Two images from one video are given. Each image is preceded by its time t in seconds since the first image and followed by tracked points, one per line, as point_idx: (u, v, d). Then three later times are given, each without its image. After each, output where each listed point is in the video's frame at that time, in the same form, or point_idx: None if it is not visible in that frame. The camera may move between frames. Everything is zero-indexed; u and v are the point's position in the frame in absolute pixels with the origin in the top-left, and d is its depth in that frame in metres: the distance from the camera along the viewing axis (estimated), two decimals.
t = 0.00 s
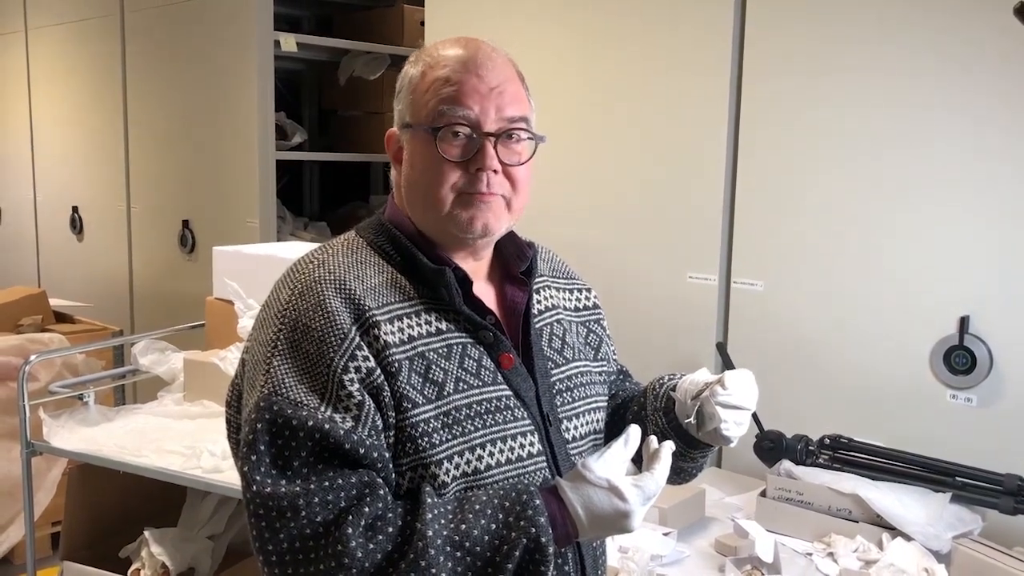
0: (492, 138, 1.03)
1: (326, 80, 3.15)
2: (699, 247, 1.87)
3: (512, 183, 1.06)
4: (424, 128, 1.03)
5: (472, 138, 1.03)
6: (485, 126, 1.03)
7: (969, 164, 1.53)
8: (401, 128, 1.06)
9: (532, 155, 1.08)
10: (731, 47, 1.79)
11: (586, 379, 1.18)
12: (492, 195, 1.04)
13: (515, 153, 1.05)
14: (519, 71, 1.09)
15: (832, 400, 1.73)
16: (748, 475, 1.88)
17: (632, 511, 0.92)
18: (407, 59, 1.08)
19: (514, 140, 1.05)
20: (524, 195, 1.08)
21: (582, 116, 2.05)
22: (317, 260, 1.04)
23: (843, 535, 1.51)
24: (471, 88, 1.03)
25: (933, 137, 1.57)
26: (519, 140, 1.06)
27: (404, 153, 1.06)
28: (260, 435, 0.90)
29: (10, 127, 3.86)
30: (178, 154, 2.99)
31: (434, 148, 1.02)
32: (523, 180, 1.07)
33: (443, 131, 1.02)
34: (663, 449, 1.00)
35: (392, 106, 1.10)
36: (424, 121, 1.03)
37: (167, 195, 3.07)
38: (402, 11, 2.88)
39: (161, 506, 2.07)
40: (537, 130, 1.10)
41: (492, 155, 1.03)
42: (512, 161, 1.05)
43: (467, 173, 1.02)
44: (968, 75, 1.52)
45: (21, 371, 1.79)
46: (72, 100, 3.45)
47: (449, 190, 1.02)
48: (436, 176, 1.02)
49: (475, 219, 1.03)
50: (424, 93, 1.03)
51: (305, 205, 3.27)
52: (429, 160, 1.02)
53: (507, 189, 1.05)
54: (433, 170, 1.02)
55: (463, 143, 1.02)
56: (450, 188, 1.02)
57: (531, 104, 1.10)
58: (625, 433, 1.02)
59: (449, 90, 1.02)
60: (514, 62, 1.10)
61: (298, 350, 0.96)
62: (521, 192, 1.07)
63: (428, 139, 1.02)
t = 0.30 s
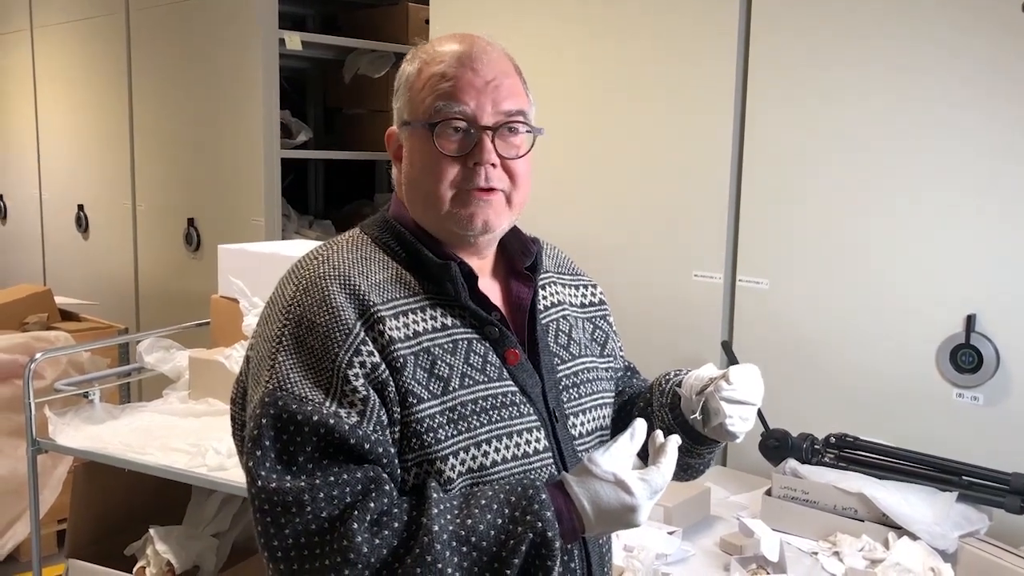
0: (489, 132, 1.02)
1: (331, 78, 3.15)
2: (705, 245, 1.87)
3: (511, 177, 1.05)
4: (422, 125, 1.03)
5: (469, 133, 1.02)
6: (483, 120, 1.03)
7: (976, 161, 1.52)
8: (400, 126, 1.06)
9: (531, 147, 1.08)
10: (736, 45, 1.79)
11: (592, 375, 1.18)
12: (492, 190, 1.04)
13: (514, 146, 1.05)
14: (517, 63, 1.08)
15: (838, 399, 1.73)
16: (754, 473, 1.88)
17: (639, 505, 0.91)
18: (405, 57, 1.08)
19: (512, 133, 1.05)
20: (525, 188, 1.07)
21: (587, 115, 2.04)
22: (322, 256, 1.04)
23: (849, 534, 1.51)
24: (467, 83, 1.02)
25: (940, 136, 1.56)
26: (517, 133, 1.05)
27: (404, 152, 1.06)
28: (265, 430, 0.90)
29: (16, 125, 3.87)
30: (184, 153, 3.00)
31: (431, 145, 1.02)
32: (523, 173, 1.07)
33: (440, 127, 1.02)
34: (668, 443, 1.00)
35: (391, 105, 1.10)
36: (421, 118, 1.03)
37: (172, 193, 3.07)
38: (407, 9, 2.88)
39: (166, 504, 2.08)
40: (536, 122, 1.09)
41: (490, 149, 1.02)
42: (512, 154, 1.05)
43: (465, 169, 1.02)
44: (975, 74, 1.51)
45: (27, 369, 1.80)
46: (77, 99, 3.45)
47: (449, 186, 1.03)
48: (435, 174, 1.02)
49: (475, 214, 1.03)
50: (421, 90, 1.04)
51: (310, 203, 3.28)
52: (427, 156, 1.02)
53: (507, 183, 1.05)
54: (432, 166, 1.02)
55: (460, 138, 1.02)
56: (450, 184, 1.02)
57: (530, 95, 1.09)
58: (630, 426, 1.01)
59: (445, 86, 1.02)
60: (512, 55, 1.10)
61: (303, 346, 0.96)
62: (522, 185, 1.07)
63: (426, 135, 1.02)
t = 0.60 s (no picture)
0: (488, 125, 1.03)
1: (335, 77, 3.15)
2: (711, 244, 1.87)
3: (513, 169, 1.05)
4: (420, 124, 1.03)
5: (469, 127, 1.02)
6: (480, 114, 1.03)
7: (982, 160, 1.52)
8: (398, 126, 1.06)
9: (530, 137, 1.08)
10: (742, 44, 1.78)
11: (599, 374, 1.17)
12: (495, 183, 1.03)
13: (513, 137, 1.05)
14: (509, 55, 1.09)
15: (844, 398, 1.72)
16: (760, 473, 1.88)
17: (644, 501, 0.91)
18: (398, 57, 1.08)
19: (510, 124, 1.05)
20: (527, 178, 1.07)
21: (592, 113, 2.04)
22: (327, 255, 1.04)
23: (855, 534, 1.51)
24: (462, 78, 1.02)
25: (947, 134, 1.55)
26: (515, 124, 1.05)
27: (404, 151, 1.06)
28: (271, 426, 0.90)
29: (21, 124, 3.87)
30: (188, 152, 3.00)
31: (432, 142, 1.02)
32: (524, 164, 1.07)
33: (439, 124, 1.02)
34: (673, 440, 1.00)
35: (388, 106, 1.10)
36: (420, 117, 1.03)
37: (176, 191, 3.07)
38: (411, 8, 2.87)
39: (172, 503, 2.08)
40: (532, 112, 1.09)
41: (490, 142, 1.02)
42: (511, 146, 1.05)
43: (468, 163, 1.02)
44: (981, 72, 1.50)
45: (33, 367, 1.80)
46: (83, 98, 3.45)
47: (452, 182, 1.02)
48: (437, 170, 1.02)
49: (480, 208, 1.03)
50: (417, 88, 1.04)
51: (314, 203, 3.29)
52: (428, 154, 1.02)
53: (509, 175, 1.05)
54: (434, 163, 1.02)
55: (460, 134, 1.02)
56: (453, 179, 1.02)
57: (523, 87, 1.09)
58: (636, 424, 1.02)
59: (440, 82, 1.02)
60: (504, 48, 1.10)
61: (308, 343, 0.96)
62: (524, 176, 1.07)
63: (426, 133, 1.02)
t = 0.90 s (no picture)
0: (488, 129, 1.02)
1: (338, 75, 3.15)
2: (714, 244, 1.86)
3: (514, 173, 1.05)
4: (420, 127, 1.03)
5: (469, 131, 1.02)
6: (481, 118, 1.02)
7: (988, 160, 1.51)
8: (400, 127, 1.06)
9: (531, 141, 1.07)
10: (746, 44, 1.78)
11: (602, 375, 1.17)
12: (494, 187, 1.03)
13: (514, 141, 1.04)
14: (513, 56, 1.08)
15: (848, 399, 1.72)
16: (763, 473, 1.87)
17: (644, 500, 0.91)
18: (403, 56, 1.08)
19: (511, 128, 1.04)
20: (529, 182, 1.07)
21: (596, 112, 2.03)
22: (330, 253, 1.03)
23: (859, 534, 1.50)
24: (462, 81, 1.02)
25: (951, 134, 1.54)
26: (516, 128, 1.05)
27: (406, 154, 1.06)
28: (269, 422, 0.90)
29: (24, 123, 3.87)
30: (191, 151, 3.00)
31: (431, 147, 1.02)
32: (526, 168, 1.06)
33: (439, 128, 1.02)
34: (675, 439, 1.00)
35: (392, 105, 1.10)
36: (420, 120, 1.03)
37: (179, 190, 3.07)
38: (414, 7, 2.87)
39: (174, 502, 2.08)
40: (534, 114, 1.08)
41: (489, 146, 1.02)
42: (512, 150, 1.04)
43: (467, 168, 1.02)
44: (985, 71, 1.50)
45: (37, 366, 1.80)
46: (86, 97, 3.45)
47: (451, 186, 1.02)
48: (437, 174, 1.02)
49: (479, 213, 1.02)
50: (418, 90, 1.03)
51: (317, 202, 3.29)
52: (428, 158, 1.03)
53: (510, 179, 1.04)
54: (434, 168, 1.02)
55: (459, 138, 1.02)
56: (452, 184, 1.02)
57: (528, 89, 1.08)
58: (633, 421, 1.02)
59: (441, 86, 1.02)
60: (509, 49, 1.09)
61: (309, 340, 0.95)
62: (525, 180, 1.06)
63: (426, 137, 1.02)
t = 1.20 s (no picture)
0: (501, 113, 1.03)
1: (341, 74, 3.15)
2: (718, 243, 1.86)
3: (527, 158, 1.05)
4: (432, 118, 1.03)
5: (482, 117, 1.03)
6: (492, 103, 1.04)
7: (994, 161, 1.50)
8: (409, 125, 1.06)
9: (540, 127, 1.09)
10: (750, 44, 1.78)
11: (609, 376, 1.17)
12: (511, 171, 1.03)
13: (525, 126, 1.06)
14: (513, 49, 1.10)
15: (851, 399, 1.72)
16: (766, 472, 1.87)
17: (635, 507, 0.87)
18: (403, 58, 1.09)
19: (521, 112, 1.06)
20: (541, 168, 1.07)
21: (600, 112, 2.03)
22: (335, 252, 1.04)
23: (863, 534, 1.50)
24: (471, 69, 1.04)
25: (954, 134, 1.54)
26: (525, 113, 1.06)
27: (416, 150, 1.06)
28: (262, 423, 0.90)
29: (28, 121, 3.87)
30: (195, 150, 3.00)
31: (446, 135, 1.02)
32: (537, 153, 1.07)
33: (452, 116, 1.03)
34: (674, 443, 0.94)
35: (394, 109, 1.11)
36: (431, 112, 1.04)
37: (183, 188, 3.08)
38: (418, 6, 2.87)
39: (178, 499, 2.08)
40: (540, 101, 1.10)
41: (504, 130, 1.03)
42: (524, 134, 1.05)
43: (483, 153, 1.02)
44: (989, 71, 1.49)
45: (40, 364, 1.80)
46: (90, 95, 3.45)
47: (469, 173, 1.02)
48: (453, 163, 1.02)
49: (499, 196, 1.02)
50: (426, 83, 1.04)
51: (320, 200, 3.29)
52: (442, 148, 1.03)
53: (525, 164, 1.05)
54: (450, 156, 1.02)
55: (473, 124, 1.03)
56: (470, 170, 1.02)
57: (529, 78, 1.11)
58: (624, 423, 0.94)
59: (450, 75, 1.03)
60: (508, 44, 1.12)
61: (308, 340, 0.95)
62: (537, 165, 1.07)
63: (439, 127, 1.03)
